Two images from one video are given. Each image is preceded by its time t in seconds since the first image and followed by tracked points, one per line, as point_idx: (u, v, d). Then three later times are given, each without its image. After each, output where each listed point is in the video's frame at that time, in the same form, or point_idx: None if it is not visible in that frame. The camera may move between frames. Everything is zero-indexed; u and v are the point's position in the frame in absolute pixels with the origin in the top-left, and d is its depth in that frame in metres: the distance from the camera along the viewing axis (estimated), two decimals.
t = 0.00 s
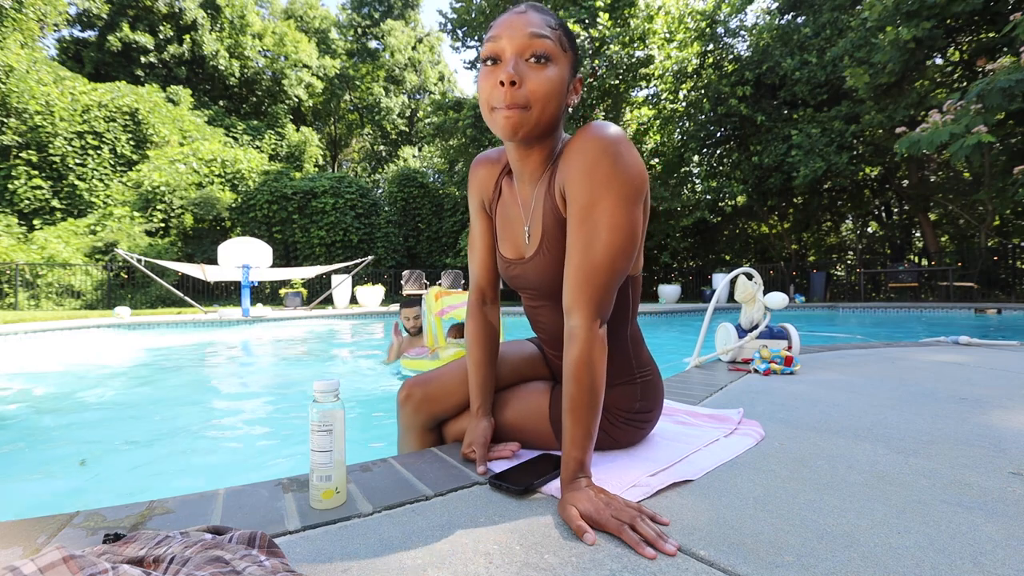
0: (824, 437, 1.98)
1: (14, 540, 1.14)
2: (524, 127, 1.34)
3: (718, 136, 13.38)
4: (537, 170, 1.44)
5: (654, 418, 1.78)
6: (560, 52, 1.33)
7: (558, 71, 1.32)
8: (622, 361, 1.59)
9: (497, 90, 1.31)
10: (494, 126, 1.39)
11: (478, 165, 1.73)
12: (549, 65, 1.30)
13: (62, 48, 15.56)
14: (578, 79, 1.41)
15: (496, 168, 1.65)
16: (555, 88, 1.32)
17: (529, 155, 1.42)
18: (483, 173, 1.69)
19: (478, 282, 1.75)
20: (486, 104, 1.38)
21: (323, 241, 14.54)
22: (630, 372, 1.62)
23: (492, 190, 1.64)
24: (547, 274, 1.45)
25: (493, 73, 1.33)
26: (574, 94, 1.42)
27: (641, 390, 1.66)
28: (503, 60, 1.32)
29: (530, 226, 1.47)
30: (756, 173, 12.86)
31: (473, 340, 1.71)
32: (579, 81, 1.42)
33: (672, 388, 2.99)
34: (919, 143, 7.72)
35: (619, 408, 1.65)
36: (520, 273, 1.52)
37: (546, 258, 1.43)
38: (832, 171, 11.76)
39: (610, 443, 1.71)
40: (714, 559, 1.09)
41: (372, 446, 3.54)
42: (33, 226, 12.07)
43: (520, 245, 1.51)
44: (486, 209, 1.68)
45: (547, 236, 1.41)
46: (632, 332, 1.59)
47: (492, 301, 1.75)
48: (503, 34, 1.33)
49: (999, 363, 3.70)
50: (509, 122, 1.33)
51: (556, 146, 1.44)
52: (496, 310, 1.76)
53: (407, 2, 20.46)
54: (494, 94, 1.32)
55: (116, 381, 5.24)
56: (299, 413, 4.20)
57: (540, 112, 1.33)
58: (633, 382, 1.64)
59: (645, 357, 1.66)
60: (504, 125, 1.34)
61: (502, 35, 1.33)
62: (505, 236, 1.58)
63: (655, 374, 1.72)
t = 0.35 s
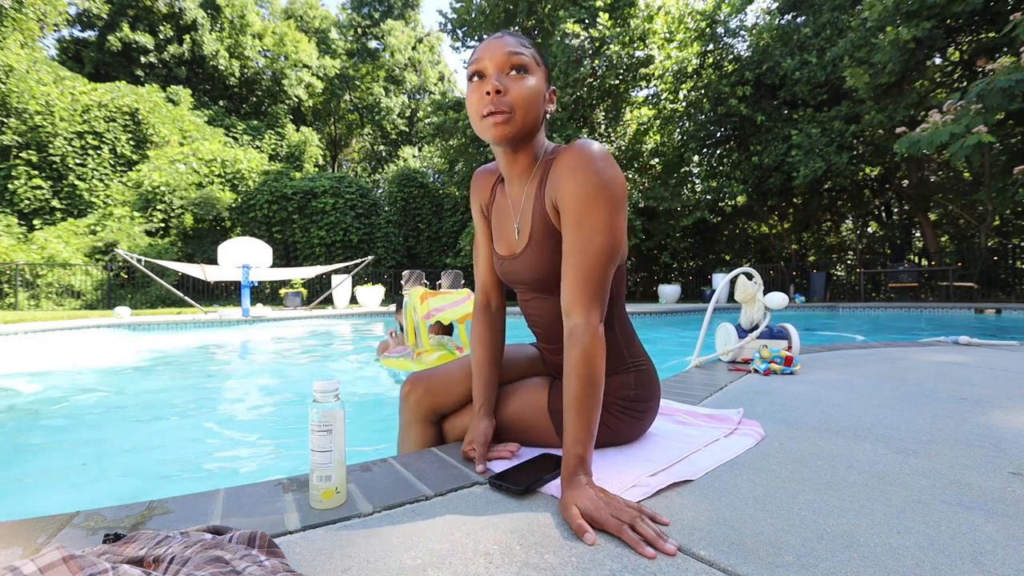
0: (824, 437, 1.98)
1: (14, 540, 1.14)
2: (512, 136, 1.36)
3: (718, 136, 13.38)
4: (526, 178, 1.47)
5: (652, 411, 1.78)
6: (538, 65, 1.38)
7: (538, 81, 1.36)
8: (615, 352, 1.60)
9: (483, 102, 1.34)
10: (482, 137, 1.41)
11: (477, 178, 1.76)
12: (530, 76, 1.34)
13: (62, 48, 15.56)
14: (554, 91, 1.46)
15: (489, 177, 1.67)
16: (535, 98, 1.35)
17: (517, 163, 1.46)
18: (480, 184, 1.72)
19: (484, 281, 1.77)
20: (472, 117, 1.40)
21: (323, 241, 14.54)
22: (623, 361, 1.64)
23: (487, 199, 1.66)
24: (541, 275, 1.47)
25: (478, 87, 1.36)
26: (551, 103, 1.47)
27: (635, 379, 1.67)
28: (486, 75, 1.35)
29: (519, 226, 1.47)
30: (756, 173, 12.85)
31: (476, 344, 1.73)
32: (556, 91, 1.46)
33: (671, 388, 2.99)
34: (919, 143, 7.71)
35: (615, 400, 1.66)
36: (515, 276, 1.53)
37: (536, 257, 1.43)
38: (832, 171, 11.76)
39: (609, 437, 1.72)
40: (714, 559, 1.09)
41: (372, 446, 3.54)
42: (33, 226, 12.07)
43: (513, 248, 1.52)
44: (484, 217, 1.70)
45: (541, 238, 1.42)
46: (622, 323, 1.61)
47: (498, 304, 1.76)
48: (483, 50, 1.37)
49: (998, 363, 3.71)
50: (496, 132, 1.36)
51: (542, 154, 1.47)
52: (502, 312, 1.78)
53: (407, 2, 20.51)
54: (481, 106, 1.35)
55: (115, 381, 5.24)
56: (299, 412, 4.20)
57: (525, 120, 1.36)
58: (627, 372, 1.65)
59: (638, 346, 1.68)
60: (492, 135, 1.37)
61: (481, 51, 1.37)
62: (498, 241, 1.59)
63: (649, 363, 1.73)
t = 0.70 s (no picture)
0: (824, 437, 1.98)
1: (14, 540, 1.14)
2: (505, 142, 1.37)
3: (718, 136, 13.36)
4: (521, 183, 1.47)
5: (651, 410, 1.78)
6: (525, 71, 1.39)
7: (526, 88, 1.37)
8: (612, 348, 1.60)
9: (474, 111, 1.34)
10: (475, 144, 1.42)
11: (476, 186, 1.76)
12: (518, 83, 1.35)
13: (62, 48, 15.55)
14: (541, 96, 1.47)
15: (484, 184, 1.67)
16: (524, 103, 1.36)
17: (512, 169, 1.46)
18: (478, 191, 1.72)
19: (487, 283, 1.76)
20: (464, 125, 1.41)
21: (323, 241, 14.54)
22: (620, 358, 1.64)
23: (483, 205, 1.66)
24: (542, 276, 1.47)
25: (468, 97, 1.36)
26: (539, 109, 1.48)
27: (634, 377, 1.67)
28: (475, 85, 1.35)
29: (513, 226, 1.47)
30: (756, 173, 12.84)
31: (477, 344, 1.73)
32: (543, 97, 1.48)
33: (671, 388, 2.99)
34: (919, 143, 7.71)
35: (614, 398, 1.66)
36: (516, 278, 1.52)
37: (530, 256, 1.43)
38: (832, 171, 11.76)
39: (608, 436, 1.72)
40: (714, 560, 1.09)
41: (372, 446, 3.54)
42: (33, 226, 12.06)
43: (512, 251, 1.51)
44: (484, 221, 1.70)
45: (539, 240, 1.42)
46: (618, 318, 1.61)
47: (501, 304, 1.76)
48: (469, 62, 1.38)
49: (998, 363, 3.70)
50: (488, 137, 1.36)
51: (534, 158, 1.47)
52: (505, 313, 1.78)
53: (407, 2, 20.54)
54: (473, 115, 1.35)
55: (115, 381, 5.23)
56: (299, 412, 4.20)
57: (517, 126, 1.36)
58: (625, 370, 1.65)
59: (634, 343, 1.68)
60: (486, 142, 1.37)
61: (468, 62, 1.38)
62: (495, 246, 1.59)
63: (647, 360, 1.73)
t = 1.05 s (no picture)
0: (824, 437, 1.98)
1: (14, 540, 1.14)
2: (497, 139, 1.36)
3: (718, 136, 13.35)
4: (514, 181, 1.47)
5: (652, 413, 1.78)
6: (524, 66, 1.37)
7: (525, 83, 1.36)
8: (612, 355, 1.60)
9: (467, 106, 1.33)
10: (468, 140, 1.41)
11: (472, 178, 1.76)
12: (514, 78, 1.33)
13: (62, 48, 15.54)
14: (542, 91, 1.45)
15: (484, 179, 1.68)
16: (522, 99, 1.35)
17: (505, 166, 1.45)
18: (474, 184, 1.72)
19: (483, 284, 1.77)
20: (457, 120, 1.40)
21: (323, 241, 14.54)
22: (622, 366, 1.63)
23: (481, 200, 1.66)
24: (531, 277, 1.47)
25: (462, 92, 1.36)
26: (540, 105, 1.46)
27: (636, 384, 1.67)
28: (470, 79, 1.35)
29: (510, 230, 1.48)
30: (756, 173, 12.84)
31: (476, 343, 1.73)
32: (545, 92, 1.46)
33: (671, 388, 2.99)
34: (920, 143, 7.70)
35: (615, 403, 1.66)
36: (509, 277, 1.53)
37: (528, 261, 1.44)
38: (832, 171, 11.75)
39: (608, 439, 1.71)
40: (714, 559, 1.09)
41: (371, 446, 3.54)
42: (33, 226, 12.06)
43: (505, 251, 1.52)
44: (478, 219, 1.70)
45: (529, 241, 1.42)
46: (621, 327, 1.60)
47: (497, 304, 1.75)
48: (466, 54, 1.37)
49: (999, 363, 3.70)
50: (480, 134, 1.36)
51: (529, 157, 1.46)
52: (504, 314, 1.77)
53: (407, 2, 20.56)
54: (465, 111, 1.34)
55: (115, 381, 5.23)
56: (298, 413, 4.20)
57: (511, 123, 1.35)
58: (627, 376, 1.65)
59: (638, 351, 1.67)
60: (478, 137, 1.36)
61: (465, 54, 1.37)
62: (491, 244, 1.59)
63: (650, 367, 1.73)
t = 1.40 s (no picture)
0: (824, 437, 1.98)
1: (14, 540, 1.14)
2: (495, 131, 1.35)
3: (718, 136, 13.35)
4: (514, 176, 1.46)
5: (653, 420, 1.78)
6: (527, 56, 1.36)
7: (527, 73, 1.35)
8: (616, 365, 1.59)
9: (465, 99, 1.33)
10: (466, 135, 1.41)
11: (467, 171, 1.75)
12: (514, 68, 1.32)
13: (62, 48, 15.54)
14: (547, 81, 1.44)
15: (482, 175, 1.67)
16: (523, 91, 1.34)
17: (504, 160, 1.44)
18: (470, 179, 1.71)
19: (473, 286, 1.76)
20: (455, 112, 1.40)
21: (323, 241, 14.54)
22: (626, 377, 1.62)
23: (478, 197, 1.66)
24: (529, 277, 1.47)
25: (460, 82, 1.35)
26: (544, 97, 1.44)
27: (640, 397, 1.67)
28: (469, 70, 1.34)
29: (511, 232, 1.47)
30: (756, 173, 12.83)
31: (470, 344, 1.73)
32: (549, 83, 1.44)
33: (671, 388, 2.99)
34: (920, 143, 7.69)
35: (617, 412, 1.67)
36: (508, 276, 1.52)
37: (528, 264, 1.44)
38: (832, 171, 11.76)
39: (609, 444, 1.71)
40: (714, 559, 1.09)
41: (371, 446, 3.53)
42: (33, 226, 12.05)
43: (505, 252, 1.52)
44: (473, 216, 1.70)
45: (527, 239, 1.41)
46: (628, 338, 1.59)
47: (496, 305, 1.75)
48: (466, 44, 1.36)
49: (999, 363, 3.70)
50: (478, 128, 1.35)
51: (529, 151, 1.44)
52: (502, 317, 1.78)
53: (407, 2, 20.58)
54: (463, 103, 1.34)
55: (115, 381, 5.23)
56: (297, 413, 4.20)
57: (509, 116, 1.34)
58: (631, 389, 1.64)
59: (642, 362, 1.66)
60: (475, 130, 1.36)
61: (466, 43, 1.37)
62: (491, 242, 1.59)
63: (654, 379, 1.72)
